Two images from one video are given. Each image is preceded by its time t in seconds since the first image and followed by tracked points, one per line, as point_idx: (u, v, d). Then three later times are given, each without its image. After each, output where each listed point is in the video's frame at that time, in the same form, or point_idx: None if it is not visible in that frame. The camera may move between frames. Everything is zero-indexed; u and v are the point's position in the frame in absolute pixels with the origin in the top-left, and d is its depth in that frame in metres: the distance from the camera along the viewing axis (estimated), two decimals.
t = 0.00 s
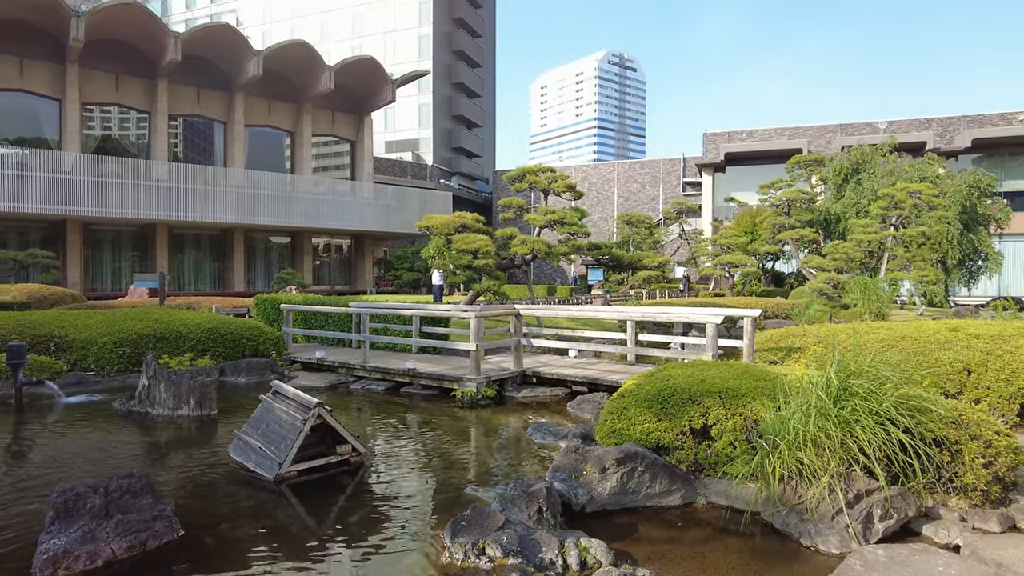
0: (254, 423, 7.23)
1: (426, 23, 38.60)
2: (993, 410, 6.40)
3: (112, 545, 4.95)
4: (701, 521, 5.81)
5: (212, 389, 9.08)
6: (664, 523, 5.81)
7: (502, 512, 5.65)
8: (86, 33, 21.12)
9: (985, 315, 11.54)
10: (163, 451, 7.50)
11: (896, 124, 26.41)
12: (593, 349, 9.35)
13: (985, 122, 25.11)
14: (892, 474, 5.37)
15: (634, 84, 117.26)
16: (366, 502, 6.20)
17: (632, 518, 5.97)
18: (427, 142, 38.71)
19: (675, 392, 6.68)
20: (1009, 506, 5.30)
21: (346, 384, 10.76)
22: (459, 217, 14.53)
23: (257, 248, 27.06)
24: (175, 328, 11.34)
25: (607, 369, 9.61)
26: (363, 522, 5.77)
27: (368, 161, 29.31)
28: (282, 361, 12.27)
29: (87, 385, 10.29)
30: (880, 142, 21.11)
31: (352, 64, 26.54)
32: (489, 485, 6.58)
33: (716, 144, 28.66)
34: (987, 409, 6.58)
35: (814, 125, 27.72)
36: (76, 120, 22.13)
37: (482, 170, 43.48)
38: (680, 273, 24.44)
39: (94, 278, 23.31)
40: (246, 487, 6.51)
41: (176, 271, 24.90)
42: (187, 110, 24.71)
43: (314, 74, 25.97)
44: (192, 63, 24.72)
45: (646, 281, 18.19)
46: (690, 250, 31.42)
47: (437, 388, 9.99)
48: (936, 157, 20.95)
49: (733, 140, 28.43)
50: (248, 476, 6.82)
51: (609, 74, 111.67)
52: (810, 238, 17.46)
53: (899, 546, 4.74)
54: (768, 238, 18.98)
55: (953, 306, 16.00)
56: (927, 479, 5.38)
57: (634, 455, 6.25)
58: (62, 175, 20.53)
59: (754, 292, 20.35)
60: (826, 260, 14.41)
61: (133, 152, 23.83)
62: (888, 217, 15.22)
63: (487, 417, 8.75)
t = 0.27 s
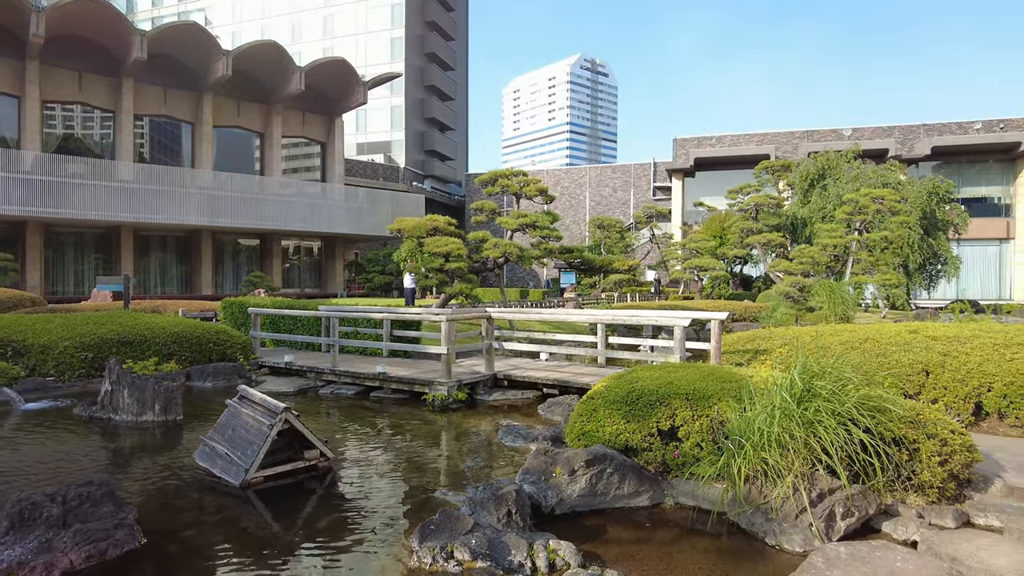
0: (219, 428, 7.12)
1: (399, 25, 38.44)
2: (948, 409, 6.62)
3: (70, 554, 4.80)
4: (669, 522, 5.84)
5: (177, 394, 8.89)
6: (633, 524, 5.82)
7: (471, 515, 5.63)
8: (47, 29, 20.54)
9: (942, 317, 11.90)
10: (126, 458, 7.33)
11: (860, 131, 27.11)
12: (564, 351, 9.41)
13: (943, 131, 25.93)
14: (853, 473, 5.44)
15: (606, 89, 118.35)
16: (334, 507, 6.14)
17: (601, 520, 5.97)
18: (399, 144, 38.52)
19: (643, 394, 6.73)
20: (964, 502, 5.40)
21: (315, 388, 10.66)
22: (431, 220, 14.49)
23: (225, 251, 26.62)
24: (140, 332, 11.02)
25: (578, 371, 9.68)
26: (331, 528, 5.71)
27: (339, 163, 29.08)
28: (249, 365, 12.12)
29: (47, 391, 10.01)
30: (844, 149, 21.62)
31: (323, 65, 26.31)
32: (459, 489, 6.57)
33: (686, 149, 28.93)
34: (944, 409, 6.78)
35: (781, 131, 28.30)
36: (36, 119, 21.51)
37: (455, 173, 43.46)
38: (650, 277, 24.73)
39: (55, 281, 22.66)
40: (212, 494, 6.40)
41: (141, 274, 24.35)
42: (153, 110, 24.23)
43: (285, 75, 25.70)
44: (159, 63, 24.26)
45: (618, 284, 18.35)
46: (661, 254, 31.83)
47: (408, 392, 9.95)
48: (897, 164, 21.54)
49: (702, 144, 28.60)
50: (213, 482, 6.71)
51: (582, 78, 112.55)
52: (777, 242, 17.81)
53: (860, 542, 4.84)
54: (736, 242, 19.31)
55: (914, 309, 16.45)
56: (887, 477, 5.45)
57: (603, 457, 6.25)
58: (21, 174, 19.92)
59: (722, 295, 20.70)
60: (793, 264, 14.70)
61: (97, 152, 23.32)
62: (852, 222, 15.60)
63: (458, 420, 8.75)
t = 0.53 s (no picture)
0: (183, 433, 6.94)
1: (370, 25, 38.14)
2: (908, 408, 6.79)
3: (25, 567, 4.62)
4: (639, 523, 5.86)
5: (140, 399, 8.65)
6: (603, 526, 5.83)
7: (441, 519, 5.57)
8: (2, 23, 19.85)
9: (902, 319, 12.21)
10: (85, 465, 7.11)
11: (824, 137, 27.75)
12: (535, 354, 9.42)
13: (904, 138, 26.68)
14: (819, 472, 5.52)
15: (578, 93, 119.14)
16: (302, 513, 6.01)
17: (571, 522, 5.97)
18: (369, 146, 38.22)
19: (613, 396, 6.74)
20: (924, 499, 5.52)
21: (283, 392, 10.49)
22: (402, 221, 14.38)
23: (191, 252, 26.05)
24: (103, 335, 10.70)
25: (549, 374, 9.69)
26: (297, 535, 5.59)
27: (308, 164, 28.70)
28: (215, 369, 11.89)
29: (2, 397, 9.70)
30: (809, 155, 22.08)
31: (293, 65, 25.94)
32: (429, 493, 6.50)
33: (656, 153, 29.22)
34: (905, 408, 6.95)
35: (749, 137, 28.82)
36: None
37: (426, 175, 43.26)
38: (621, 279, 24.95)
39: (11, 283, 21.89)
40: (176, 501, 6.24)
41: (103, 276, 23.68)
42: (116, 108, 23.61)
43: (253, 74, 25.27)
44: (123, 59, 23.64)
45: (588, 287, 18.45)
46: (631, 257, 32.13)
47: (378, 396, 9.86)
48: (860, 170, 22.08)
49: (670, 149, 28.87)
50: (177, 489, 6.53)
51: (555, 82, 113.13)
52: (744, 246, 18.13)
53: (824, 540, 4.94)
54: (705, 245, 19.58)
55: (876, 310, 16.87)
56: (851, 476, 5.54)
57: (573, 459, 6.25)
58: None
59: (691, 298, 20.98)
60: (760, 266, 14.96)
61: (56, 150, 22.67)
62: (817, 226, 15.94)
63: (429, 424, 8.69)
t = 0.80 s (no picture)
0: (144, 440, 6.72)
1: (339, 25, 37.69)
2: (870, 408, 6.94)
3: None
4: (609, 525, 5.85)
5: (99, 405, 8.35)
6: (573, 529, 5.80)
7: (409, 525, 5.47)
8: None
9: (864, 321, 12.50)
10: (39, 474, 6.84)
11: (788, 142, 28.33)
12: (505, 356, 9.37)
13: (864, 144, 27.42)
14: (784, 473, 5.59)
15: (549, 96, 119.69)
16: (266, 521, 5.86)
17: (541, 525, 5.93)
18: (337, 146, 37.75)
19: (583, 398, 6.73)
20: (884, 498, 5.64)
21: (247, 397, 10.26)
22: (371, 223, 14.21)
23: (154, 253, 25.34)
24: (61, 338, 10.28)
25: (519, 376, 9.67)
26: (261, 543, 5.44)
27: (275, 164, 28.21)
28: (178, 373, 11.57)
29: None
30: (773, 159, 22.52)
31: (259, 63, 25.46)
32: (398, 499, 6.41)
33: (624, 156, 29.47)
34: (866, 409, 7.11)
35: (715, 141, 29.28)
36: None
37: (395, 176, 42.90)
38: (590, 281, 25.08)
39: None
40: (134, 510, 6.03)
41: (60, 277, 22.88)
42: (75, 104, 22.86)
43: (219, 72, 24.73)
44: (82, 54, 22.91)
45: (558, 289, 18.51)
46: (600, 259, 32.34)
47: (345, 400, 9.71)
48: (823, 174, 22.60)
49: (639, 152, 29.14)
50: (136, 498, 6.32)
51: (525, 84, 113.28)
52: (710, 248, 18.39)
53: (789, 540, 5.01)
54: (672, 248, 19.83)
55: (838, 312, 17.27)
56: (815, 476, 5.62)
57: (543, 462, 6.22)
58: None
59: (659, 299, 21.20)
60: (726, 269, 15.21)
61: (10, 146, 21.84)
62: (782, 229, 16.26)
63: (397, 428, 8.59)
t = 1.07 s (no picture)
0: (100, 447, 6.48)
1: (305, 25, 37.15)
2: (831, 408, 7.09)
3: None
4: (577, 527, 5.84)
5: (52, 412, 8.04)
6: (541, 532, 5.78)
7: (376, 531, 5.38)
8: None
9: (825, 323, 12.81)
10: None
11: (751, 147, 28.92)
12: (473, 359, 9.33)
13: (824, 150, 28.14)
14: (749, 473, 5.65)
15: (518, 99, 119.99)
16: (228, 529, 5.70)
17: (509, 528, 5.89)
18: (303, 146, 37.22)
19: (551, 401, 6.71)
20: (845, 495, 5.76)
21: (210, 402, 10.01)
22: (337, 224, 14.03)
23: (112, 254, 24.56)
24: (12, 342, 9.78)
25: (488, 379, 9.63)
26: (222, 552, 5.28)
27: (239, 164, 27.68)
28: (137, 377, 11.22)
29: None
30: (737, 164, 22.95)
31: (223, 62, 24.95)
32: (365, 504, 6.30)
33: (592, 160, 29.68)
34: (828, 409, 7.26)
35: (681, 145, 29.73)
36: None
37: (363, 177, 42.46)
38: (559, 283, 25.19)
39: None
40: (89, 521, 5.80)
41: (12, 279, 21.99)
42: (28, 100, 22.02)
43: (181, 70, 24.15)
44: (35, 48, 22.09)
45: (527, 291, 18.53)
46: (568, 261, 32.52)
47: (310, 404, 9.53)
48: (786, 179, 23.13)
49: (606, 156, 29.37)
50: (92, 507, 6.09)
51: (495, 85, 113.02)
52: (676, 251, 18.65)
53: (754, 539, 5.07)
54: (638, 250, 20.04)
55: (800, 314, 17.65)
56: (779, 476, 5.70)
57: (511, 465, 6.19)
58: None
59: (626, 302, 21.41)
60: (691, 271, 15.44)
61: None
62: (745, 233, 16.57)
63: (364, 432, 8.48)
